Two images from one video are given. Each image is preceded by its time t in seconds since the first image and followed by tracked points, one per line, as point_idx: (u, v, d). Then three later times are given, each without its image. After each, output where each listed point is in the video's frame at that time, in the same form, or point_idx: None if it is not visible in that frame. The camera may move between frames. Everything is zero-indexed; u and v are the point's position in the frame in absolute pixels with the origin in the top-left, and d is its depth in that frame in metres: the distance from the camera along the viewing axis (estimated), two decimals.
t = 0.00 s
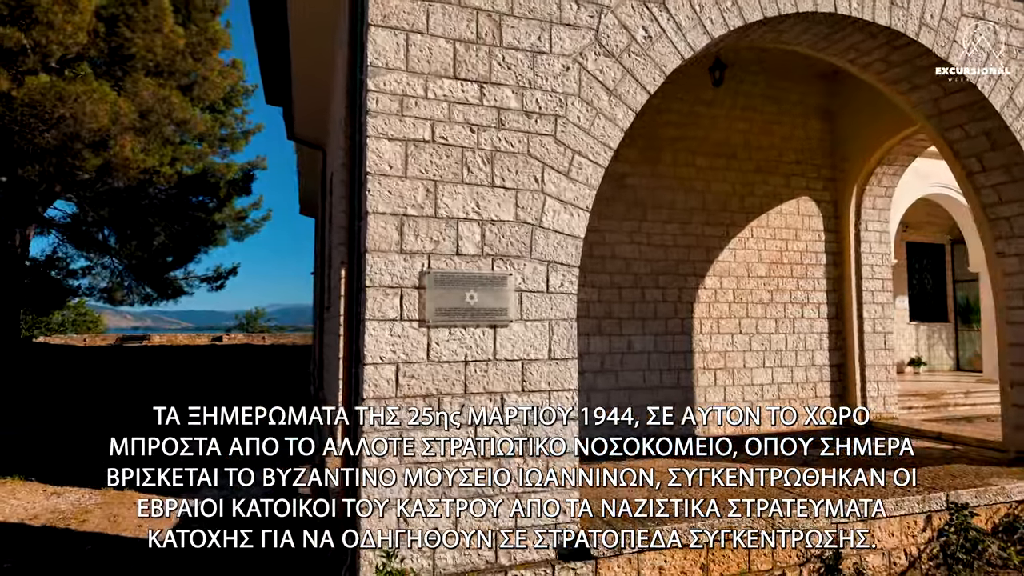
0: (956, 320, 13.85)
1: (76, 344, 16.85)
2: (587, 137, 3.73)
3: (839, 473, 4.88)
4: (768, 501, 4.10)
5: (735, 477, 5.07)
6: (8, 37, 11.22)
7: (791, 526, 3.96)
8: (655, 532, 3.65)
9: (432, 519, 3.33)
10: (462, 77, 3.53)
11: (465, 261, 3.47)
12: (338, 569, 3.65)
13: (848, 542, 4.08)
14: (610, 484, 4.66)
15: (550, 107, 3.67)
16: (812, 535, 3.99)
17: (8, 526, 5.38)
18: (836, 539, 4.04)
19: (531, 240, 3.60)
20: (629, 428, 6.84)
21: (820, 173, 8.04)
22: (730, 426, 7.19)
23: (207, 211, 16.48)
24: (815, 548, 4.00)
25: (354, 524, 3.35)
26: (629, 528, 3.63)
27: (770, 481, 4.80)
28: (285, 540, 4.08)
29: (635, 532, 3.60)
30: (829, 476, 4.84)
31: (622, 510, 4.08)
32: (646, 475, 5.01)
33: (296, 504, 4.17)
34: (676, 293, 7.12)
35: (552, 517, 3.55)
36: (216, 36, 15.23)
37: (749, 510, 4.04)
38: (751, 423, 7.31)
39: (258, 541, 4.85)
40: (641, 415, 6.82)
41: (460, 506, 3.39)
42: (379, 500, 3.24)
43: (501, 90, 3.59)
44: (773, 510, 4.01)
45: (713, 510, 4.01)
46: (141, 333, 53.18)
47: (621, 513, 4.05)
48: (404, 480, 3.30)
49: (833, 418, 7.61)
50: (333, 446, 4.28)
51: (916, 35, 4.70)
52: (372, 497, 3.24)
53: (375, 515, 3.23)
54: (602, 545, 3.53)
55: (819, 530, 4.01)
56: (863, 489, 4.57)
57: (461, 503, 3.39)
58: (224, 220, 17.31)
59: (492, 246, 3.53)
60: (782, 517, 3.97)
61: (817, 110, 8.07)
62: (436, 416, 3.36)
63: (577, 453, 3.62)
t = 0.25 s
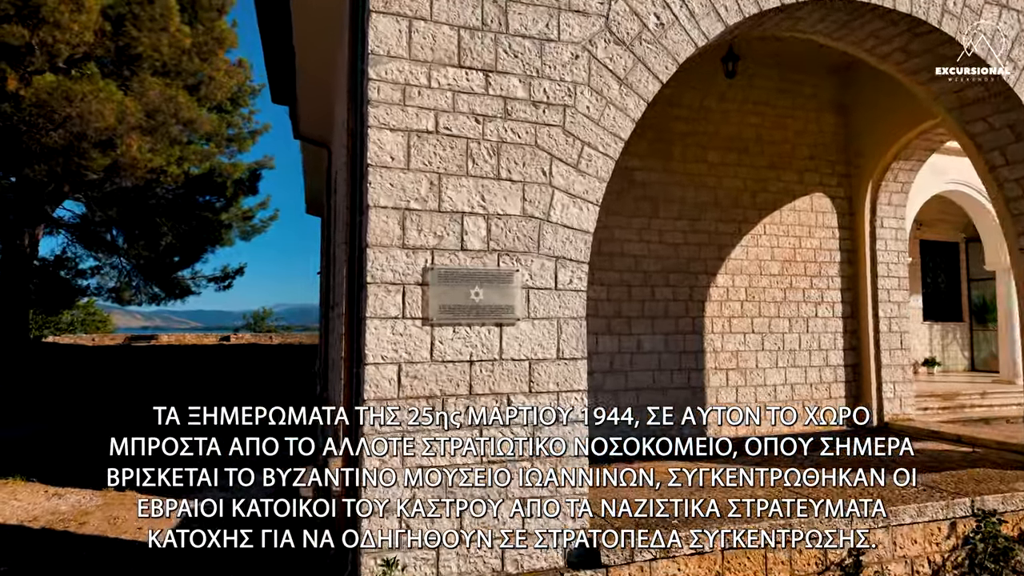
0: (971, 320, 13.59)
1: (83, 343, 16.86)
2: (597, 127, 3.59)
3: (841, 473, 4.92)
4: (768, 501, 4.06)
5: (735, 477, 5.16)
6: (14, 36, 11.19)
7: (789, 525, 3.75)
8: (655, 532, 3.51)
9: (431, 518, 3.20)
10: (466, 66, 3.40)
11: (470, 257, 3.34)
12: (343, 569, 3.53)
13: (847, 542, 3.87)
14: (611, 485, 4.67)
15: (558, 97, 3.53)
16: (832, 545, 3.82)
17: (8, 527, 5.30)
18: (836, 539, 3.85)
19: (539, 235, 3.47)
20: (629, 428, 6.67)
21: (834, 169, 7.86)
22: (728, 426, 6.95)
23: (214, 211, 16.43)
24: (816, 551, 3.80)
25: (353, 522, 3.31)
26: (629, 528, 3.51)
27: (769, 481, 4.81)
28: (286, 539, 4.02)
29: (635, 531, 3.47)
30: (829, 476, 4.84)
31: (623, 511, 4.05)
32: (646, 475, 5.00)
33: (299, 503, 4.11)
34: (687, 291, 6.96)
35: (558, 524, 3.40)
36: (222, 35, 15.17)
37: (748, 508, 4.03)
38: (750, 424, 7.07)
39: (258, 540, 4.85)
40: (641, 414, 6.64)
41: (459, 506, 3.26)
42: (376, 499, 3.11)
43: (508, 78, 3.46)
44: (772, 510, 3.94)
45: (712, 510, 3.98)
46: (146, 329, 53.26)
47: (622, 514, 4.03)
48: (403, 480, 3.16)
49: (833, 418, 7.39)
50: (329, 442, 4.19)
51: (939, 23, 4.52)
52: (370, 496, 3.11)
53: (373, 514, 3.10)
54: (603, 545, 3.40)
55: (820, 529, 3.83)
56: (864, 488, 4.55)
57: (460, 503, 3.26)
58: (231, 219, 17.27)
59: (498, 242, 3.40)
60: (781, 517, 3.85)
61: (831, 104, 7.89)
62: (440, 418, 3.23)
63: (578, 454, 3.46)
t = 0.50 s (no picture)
0: (988, 320, 13.30)
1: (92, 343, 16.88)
2: (608, 120, 3.44)
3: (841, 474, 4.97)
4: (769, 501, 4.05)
5: (734, 478, 5.10)
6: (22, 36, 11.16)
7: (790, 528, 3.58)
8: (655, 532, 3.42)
9: (430, 520, 3.07)
10: (471, 56, 3.25)
11: (475, 255, 3.20)
12: (347, 569, 3.41)
13: (847, 542, 3.63)
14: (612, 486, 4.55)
15: (568, 88, 3.39)
16: (855, 556, 3.65)
17: (7, 531, 5.21)
18: (837, 539, 3.61)
19: (547, 233, 3.32)
20: (628, 428, 6.48)
21: (850, 165, 7.66)
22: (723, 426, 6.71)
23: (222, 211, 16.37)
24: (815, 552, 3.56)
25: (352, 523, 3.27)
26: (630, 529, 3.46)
27: (770, 481, 4.82)
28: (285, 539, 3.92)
29: (635, 532, 3.42)
30: (828, 476, 4.95)
31: (624, 511, 3.99)
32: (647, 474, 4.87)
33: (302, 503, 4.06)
34: (699, 291, 6.79)
35: (565, 531, 3.25)
36: (230, 35, 15.12)
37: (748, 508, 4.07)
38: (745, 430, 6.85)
39: (258, 541, 4.96)
40: (640, 414, 6.41)
41: (460, 506, 3.12)
42: (376, 499, 2.97)
43: (515, 69, 3.31)
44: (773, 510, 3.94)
45: (712, 510, 3.97)
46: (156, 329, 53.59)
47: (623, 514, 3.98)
48: (403, 483, 3.03)
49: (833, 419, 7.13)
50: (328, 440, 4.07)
51: (965, 11, 4.34)
52: (370, 497, 2.97)
53: (372, 516, 2.96)
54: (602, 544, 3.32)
55: (819, 529, 3.61)
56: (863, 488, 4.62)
57: (461, 503, 3.12)
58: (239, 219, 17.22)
59: (504, 239, 3.25)
60: (787, 518, 3.85)
61: (848, 98, 7.69)
62: (444, 424, 3.09)
63: (577, 455, 3.30)
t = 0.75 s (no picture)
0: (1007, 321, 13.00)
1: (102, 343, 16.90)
2: (621, 111, 3.29)
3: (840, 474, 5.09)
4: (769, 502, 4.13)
5: (735, 477, 5.18)
6: (33, 37, 11.13)
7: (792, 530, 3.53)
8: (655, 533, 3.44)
9: (433, 520, 2.91)
10: (478, 45, 3.11)
11: (482, 253, 3.06)
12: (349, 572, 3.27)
13: (847, 543, 3.46)
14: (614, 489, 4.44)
15: (579, 78, 3.24)
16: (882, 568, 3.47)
17: (9, 535, 5.13)
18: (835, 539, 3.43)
19: (557, 230, 3.17)
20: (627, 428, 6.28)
21: (868, 162, 7.46)
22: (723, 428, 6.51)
23: (231, 211, 16.33)
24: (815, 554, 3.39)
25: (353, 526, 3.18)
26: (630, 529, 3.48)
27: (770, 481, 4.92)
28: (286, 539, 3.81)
29: (635, 532, 3.44)
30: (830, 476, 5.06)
31: (625, 512, 4.00)
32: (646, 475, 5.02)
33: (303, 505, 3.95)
34: (713, 291, 6.61)
35: (576, 544, 3.12)
36: (238, 35, 15.08)
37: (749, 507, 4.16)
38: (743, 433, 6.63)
39: (258, 541, 4.92)
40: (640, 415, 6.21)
41: (461, 506, 2.97)
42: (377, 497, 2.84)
43: (524, 58, 3.17)
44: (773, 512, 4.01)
45: (713, 509, 4.04)
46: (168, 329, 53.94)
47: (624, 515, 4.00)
48: (403, 482, 2.88)
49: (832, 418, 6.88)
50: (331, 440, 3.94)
51: None
52: (369, 497, 2.84)
53: (372, 517, 2.82)
54: (600, 545, 3.14)
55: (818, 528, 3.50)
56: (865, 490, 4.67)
57: (462, 502, 2.97)
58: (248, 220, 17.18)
59: (513, 237, 3.11)
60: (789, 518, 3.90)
61: (866, 93, 7.48)
62: (450, 428, 2.95)
63: (577, 455, 3.13)
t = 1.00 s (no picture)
0: None
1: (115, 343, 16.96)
2: (638, 100, 3.16)
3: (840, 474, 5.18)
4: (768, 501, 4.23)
5: (734, 477, 5.30)
6: (46, 39, 11.16)
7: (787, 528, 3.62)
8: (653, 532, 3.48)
9: (431, 521, 2.79)
10: (488, 31, 2.99)
11: (493, 248, 2.94)
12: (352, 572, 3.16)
13: (847, 542, 3.38)
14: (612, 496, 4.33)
15: (593, 66, 3.11)
16: None
17: (15, 537, 5.07)
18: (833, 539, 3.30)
19: (570, 224, 3.04)
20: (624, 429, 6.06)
21: (888, 156, 7.26)
22: (723, 427, 6.30)
23: (242, 211, 16.33)
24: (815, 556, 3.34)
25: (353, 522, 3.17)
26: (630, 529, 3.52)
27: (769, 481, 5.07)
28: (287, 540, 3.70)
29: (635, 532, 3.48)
30: (830, 477, 5.14)
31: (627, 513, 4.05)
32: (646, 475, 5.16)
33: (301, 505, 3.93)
34: (730, 289, 6.45)
35: (595, 555, 2.99)
36: (249, 35, 15.07)
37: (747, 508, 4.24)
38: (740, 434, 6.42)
39: (258, 541, 4.82)
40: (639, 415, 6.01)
41: (460, 507, 2.84)
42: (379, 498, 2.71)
43: (536, 45, 3.05)
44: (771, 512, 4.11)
45: (712, 510, 4.16)
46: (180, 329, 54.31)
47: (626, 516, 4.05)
48: (405, 482, 2.76)
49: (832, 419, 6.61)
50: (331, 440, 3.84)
51: None
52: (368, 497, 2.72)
53: (375, 517, 2.70)
54: (599, 545, 2.99)
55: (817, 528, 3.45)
56: (863, 489, 4.78)
57: (462, 503, 2.84)
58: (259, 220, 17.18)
59: (525, 231, 2.98)
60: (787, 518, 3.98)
61: (886, 86, 7.29)
62: (459, 430, 2.83)
63: (578, 454, 2.99)
